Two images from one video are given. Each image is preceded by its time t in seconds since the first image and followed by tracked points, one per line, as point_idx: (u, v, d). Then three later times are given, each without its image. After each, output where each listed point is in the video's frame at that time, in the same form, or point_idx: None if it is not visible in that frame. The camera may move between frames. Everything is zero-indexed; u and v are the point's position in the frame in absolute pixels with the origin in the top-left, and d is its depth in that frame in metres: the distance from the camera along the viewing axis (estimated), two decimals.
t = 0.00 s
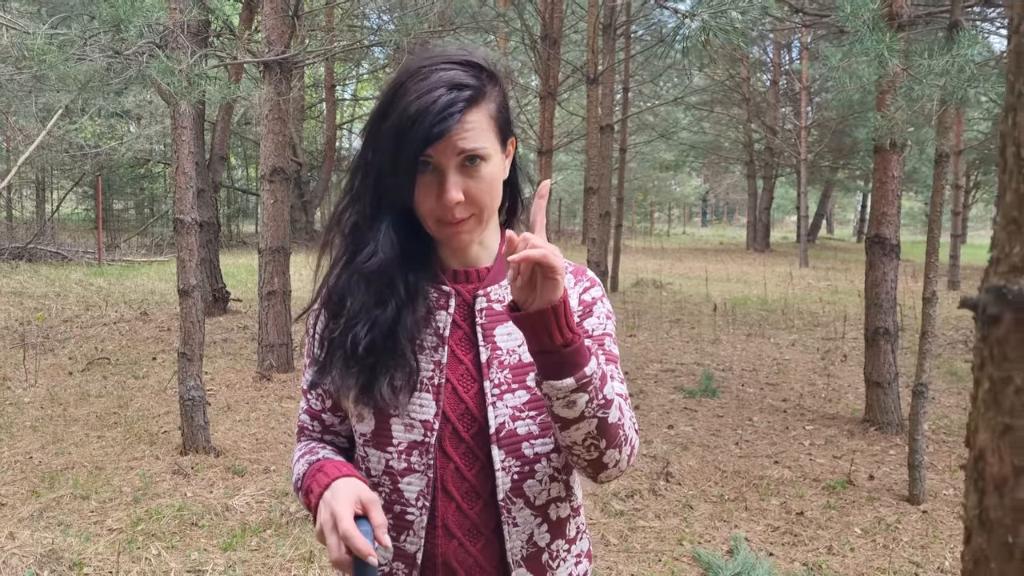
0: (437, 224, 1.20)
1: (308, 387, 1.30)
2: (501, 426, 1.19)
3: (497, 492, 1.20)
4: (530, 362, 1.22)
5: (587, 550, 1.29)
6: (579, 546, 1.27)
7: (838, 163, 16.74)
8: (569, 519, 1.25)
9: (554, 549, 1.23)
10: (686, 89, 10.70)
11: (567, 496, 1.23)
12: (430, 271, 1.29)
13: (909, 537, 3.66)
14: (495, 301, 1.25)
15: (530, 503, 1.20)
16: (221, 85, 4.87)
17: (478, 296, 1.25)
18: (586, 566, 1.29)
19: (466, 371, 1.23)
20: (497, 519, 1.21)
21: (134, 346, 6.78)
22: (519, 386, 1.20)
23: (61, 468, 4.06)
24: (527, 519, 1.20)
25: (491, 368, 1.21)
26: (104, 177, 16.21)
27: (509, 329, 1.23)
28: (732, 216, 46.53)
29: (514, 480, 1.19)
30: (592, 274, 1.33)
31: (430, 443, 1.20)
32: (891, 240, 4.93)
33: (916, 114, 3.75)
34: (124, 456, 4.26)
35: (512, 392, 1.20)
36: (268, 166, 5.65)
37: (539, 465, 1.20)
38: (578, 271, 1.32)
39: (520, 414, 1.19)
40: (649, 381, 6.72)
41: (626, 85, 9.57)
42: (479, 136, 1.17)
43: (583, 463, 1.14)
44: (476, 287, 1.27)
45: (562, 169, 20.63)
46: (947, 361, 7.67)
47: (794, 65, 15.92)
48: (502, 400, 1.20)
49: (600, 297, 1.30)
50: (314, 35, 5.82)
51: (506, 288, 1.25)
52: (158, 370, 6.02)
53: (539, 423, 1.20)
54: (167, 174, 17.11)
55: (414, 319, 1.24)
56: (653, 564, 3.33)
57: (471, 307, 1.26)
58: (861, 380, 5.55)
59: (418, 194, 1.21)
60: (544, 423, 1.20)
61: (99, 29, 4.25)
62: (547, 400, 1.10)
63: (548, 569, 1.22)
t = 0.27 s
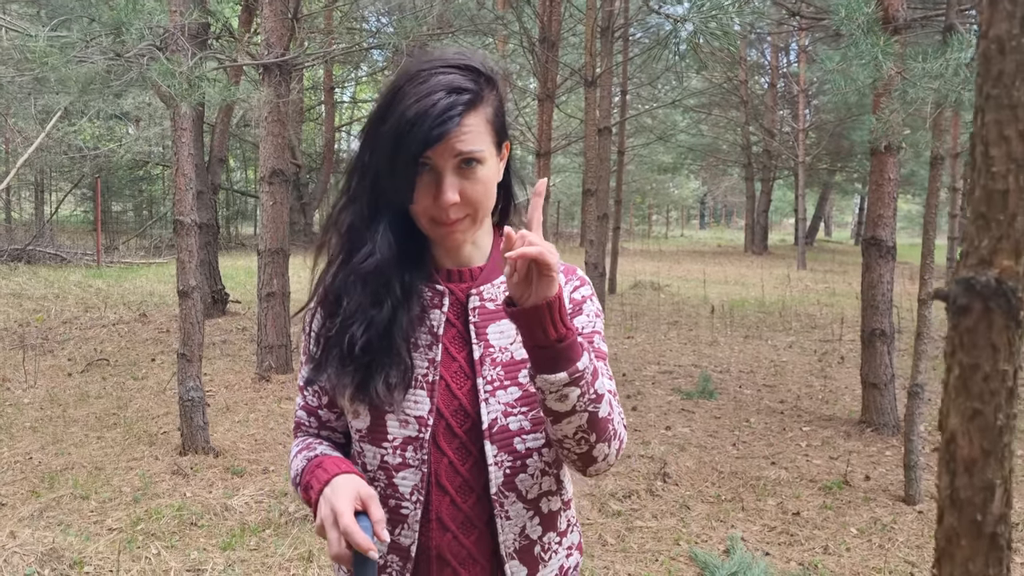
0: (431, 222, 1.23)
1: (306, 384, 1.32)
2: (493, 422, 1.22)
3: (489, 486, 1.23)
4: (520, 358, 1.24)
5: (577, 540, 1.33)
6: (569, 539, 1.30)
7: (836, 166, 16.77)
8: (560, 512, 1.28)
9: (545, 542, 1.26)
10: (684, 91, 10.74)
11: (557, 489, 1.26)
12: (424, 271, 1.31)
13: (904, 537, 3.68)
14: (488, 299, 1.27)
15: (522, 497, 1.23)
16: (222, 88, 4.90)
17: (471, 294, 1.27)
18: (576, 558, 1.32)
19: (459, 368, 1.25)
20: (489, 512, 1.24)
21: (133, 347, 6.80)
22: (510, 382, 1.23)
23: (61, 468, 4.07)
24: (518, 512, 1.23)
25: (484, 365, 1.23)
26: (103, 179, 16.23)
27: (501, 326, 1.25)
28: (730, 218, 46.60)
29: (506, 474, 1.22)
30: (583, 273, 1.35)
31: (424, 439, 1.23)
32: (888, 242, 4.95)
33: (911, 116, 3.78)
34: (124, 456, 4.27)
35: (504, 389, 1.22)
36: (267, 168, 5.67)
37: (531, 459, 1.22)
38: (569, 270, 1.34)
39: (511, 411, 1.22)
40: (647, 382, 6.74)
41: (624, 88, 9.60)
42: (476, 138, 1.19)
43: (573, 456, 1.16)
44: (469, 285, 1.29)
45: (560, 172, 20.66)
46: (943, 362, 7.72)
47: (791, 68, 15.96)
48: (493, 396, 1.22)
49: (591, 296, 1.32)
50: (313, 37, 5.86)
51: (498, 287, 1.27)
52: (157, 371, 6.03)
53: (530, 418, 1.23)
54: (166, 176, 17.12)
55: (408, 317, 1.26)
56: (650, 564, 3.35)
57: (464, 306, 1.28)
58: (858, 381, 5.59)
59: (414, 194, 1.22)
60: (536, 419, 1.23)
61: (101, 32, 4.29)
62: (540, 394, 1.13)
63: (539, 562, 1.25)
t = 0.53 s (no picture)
0: (436, 196, 1.26)
1: (309, 380, 1.34)
2: (493, 420, 1.25)
3: (488, 483, 1.26)
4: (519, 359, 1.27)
5: (570, 533, 1.36)
6: (560, 533, 1.34)
7: (835, 169, 16.82)
8: (552, 507, 1.31)
9: (538, 534, 1.30)
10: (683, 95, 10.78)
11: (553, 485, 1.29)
12: (425, 265, 1.32)
13: (902, 537, 3.71)
14: (488, 300, 1.28)
15: (519, 492, 1.26)
16: (224, 92, 4.94)
17: (471, 295, 1.28)
18: (569, 551, 1.36)
19: (460, 367, 1.27)
20: (487, 507, 1.27)
21: (134, 350, 6.82)
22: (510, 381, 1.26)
23: (64, 469, 4.09)
24: (516, 507, 1.27)
25: (484, 365, 1.26)
26: (103, 182, 16.25)
27: (500, 327, 1.28)
28: (729, 222, 46.64)
29: (505, 470, 1.25)
30: (579, 276, 1.39)
31: (426, 436, 1.25)
32: (886, 245, 4.99)
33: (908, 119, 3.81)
34: (126, 457, 4.29)
35: (503, 388, 1.26)
36: (268, 171, 5.70)
37: (527, 454, 1.26)
38: (565, 273, 1.37)
39: (510, 409, 1.26)
40: (646, 384, 6.77)
41: (622, 91, 9.65)
42: (475, 111, 1.27)
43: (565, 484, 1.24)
44: (469, 285, 1.30)
45: (560, 175, 20.71)
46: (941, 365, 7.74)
47: (790, 72, 16.02)
48: (494, 395, 1.26)
49: (586, 300, 1.36)
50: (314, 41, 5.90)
51: (497, 287, 1.29)
52: (158, 373, 6.06)
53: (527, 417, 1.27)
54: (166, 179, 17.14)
55: (412, 311, 1.27)
56: (650, 563, 3.37)
57: (464, 306, 1.29)
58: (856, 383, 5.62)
59: (420, 167, 1.27)
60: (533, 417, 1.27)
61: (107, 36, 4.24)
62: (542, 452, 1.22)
63: (531, 555, 1.29)
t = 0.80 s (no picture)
0: (438, 179, 1.30)
1: (308, 372, 1.33)
2: (493, 405, 1.31)
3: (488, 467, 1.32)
4: (518, 347, 1.33)
5: (560, 515, 1.43)
6: (551, 512, 1.40)
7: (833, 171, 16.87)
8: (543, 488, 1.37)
9: (533, 513, 1.36)
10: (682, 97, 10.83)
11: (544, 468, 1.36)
12: (426, 255, 1.34)
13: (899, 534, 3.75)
14: (486, 291, 1.33)
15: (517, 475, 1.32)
16: (226, 95, 4.98)
17: (471, 286, 1.33)
18: (560, 529, 1.43)
19: (460, 355, 1.31)
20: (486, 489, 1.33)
21: (136, 351, 6.85)
22: (509, 368, 1.32)
23: (69, 468, 4.13)
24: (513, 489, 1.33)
25: (484, 352, 1.31)
26: (103, 185, 16.28)
27: (499, 317, 1.33)
28: (729, 224, 46.64)
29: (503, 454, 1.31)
30: (569, 270, 1.45)
31: (430, 422, 1.29)
32: (883, 246, 5.04)
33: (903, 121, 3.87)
34: (130, 456, 4.33)
35: (502, 374, 1.31)
36: (270, 173, 5.75)
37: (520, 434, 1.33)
38: (557, 266, 1.44)
39: (509, 395, 1.32)
40: (646, 385, 6.81)
41: (621, 94, 9.69)
42: (468, 99, 1.34)
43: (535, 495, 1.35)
44: (467, 277, 1.35)
45: (560, 178, 20.75)
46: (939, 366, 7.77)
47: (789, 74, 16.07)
48: (494, 381, 1.31)
49: (576, 293, 1.43)
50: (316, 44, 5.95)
51: (495, 279, 1.34)
52: (160, 374, 6.09)
53: (522, 403, 1.34)
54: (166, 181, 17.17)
55: (416, 296, 1.29)
56: (650, 560, 3.41)
57: (463, 297, 1.33)
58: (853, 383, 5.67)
59: (421, 152, 1.32)
60: (527, 404, 1.34)
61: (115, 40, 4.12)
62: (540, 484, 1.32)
63: (528, 533, 1.35)
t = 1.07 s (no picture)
0: (438, 189, 1.37)
1: (321, 364, 1.38)
2: (494, 393, 1.38)
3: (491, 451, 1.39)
4: (517, 338, 1.40)
5: (558, 499, 1.51)
6: (549, 496, 1.48)
7: (832, 174, 16.95)
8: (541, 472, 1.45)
9: (532, 495, 1.44)
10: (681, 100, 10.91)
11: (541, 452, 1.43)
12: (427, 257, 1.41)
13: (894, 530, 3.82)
14: (487, 285, 1.40)
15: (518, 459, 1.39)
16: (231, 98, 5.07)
17: (472, 281, 1.40)
18: (558, 513, 1.50)
19: (463, 346, 1.39)
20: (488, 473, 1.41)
21: (141, 352, 6.92)
22: (508, 358, 1.39)
23: (77, 466, 4.19)
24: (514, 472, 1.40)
25: (486, 344, 1.38)
26: (106, 188, 16.36)
27: (499, 310, 1.40)
28: (729, 227, 46.74)
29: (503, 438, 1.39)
30: (564, 266, 1.53)
31: (437, 408, 1.36)
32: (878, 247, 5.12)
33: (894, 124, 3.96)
34: (137, 454, 4.40)
35: (502, 364, 1.39)
36: (274, 175, 5.84)
37: (519, 420, 1.41)
38: (552, 263, 1.51)
39: (509, 383, 1.39)
40: (645, 385, 6.88)
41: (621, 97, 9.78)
42: (466, 111, 1.40)
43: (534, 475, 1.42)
44: (468, 273, 1.42)
45: (560, 181, 20.84)
46: (936, 366, 7.85)
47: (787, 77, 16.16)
48: (494, 370, 1.38)
49: (571, 288, 1.51)
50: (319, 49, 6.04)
51: (494, 274, 1.41)
52: (165, 374, 6.16)
53: (521, 391, 1.41)
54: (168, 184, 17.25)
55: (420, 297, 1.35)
56: (649, 555, 3.48)
57: (465, 291, 1.41)
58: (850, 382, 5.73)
59: (422, 163, 1.37)
60: (525, 392, 1.42)
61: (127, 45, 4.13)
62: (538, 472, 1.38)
63: (527, 515, 1.43)
